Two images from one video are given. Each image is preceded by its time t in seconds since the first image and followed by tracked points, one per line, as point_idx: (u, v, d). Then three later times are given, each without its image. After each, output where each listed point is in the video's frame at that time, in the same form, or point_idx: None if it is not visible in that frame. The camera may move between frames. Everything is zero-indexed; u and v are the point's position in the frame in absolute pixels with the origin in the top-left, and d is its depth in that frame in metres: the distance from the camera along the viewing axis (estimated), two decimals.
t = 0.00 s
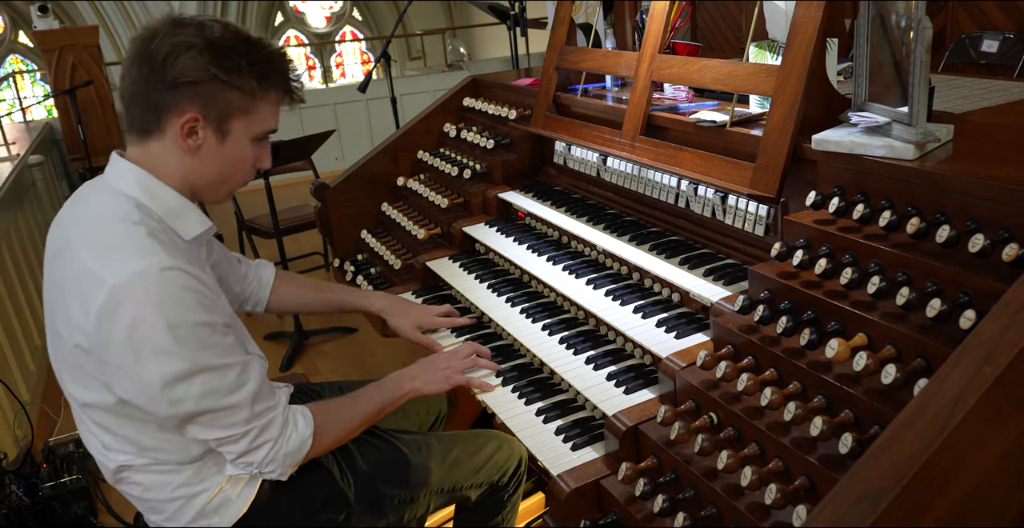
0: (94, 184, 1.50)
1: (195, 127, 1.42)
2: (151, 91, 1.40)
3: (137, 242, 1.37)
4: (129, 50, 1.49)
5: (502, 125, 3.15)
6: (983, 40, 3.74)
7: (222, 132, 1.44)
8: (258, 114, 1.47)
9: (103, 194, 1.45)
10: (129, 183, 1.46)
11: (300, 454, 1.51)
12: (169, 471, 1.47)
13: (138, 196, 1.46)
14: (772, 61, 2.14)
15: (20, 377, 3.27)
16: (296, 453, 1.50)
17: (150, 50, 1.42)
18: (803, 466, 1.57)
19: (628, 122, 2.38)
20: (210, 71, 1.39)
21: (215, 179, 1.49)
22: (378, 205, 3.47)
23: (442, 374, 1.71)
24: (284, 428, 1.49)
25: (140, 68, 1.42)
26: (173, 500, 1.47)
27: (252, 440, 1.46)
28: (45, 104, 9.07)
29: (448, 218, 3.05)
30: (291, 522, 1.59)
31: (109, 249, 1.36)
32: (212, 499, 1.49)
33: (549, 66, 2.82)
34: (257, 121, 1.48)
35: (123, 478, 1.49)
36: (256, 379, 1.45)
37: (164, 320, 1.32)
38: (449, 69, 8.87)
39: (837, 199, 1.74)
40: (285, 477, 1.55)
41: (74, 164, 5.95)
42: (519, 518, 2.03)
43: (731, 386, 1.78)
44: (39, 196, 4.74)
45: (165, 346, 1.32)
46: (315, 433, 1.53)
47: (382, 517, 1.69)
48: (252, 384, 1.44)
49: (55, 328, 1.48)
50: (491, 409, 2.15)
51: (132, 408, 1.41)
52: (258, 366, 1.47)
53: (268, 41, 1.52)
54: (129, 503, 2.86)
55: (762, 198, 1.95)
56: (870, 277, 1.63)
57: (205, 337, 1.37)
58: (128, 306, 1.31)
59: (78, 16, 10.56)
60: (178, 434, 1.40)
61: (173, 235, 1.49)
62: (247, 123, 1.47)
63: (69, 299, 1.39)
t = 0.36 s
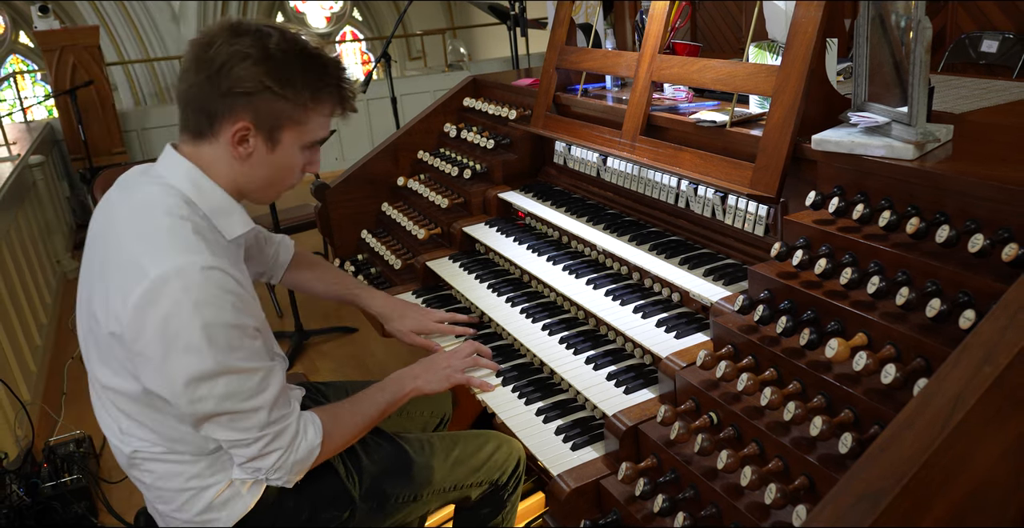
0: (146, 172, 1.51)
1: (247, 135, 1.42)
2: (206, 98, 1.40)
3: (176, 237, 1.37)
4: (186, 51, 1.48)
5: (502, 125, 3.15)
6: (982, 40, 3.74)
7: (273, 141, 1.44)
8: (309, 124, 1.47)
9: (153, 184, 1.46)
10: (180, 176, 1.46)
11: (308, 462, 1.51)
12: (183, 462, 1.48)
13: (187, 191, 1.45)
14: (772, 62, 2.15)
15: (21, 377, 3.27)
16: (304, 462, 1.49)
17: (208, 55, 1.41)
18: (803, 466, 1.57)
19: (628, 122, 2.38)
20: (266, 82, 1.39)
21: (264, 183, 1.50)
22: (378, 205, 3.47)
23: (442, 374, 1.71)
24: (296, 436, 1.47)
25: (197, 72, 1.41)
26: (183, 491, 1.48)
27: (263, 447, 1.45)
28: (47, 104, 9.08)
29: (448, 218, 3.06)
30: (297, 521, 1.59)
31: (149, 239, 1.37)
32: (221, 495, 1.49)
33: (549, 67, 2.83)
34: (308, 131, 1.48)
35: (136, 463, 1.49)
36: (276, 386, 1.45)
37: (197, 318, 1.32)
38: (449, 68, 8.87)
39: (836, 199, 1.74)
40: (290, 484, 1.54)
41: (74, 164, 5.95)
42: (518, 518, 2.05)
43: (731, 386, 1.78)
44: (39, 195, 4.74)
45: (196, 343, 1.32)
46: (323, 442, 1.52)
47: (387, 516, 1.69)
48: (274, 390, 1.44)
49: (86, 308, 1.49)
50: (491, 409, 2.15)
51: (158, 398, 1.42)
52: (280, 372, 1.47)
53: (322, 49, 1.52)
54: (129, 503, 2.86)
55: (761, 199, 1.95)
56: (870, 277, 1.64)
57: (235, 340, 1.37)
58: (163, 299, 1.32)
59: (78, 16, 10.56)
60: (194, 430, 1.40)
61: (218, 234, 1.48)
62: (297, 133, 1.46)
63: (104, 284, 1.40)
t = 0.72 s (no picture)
0: (202, 169, 1.55)
1: (303, 151, 1.46)
2: (269, 111, 1.43)
3: (221, 237, 1.39)
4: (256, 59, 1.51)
5: (502, 125, 3.15)
6: (982, 40, 3.75)
7: (327, 159, 1.47)
8: (365, 144, 1.49)
9: (207, 182, 1.49)
10: (233, 178, 1.51)
11: (313, 472, 1.50)
12: (196, 455, 1.48)
13: (238, 193, 1.50)
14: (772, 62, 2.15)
15: (22, 377, 3.27)
16: (309, 471, 1.49)
17: (276, 69, 1.44)
18: (802, 466, 1.57)
19: (628, 122, 2.39)
20: (329, 102, 1.42)
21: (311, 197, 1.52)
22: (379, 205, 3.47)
23: (442, 375, 1.70)
24: (304, 448, 1.46)
25: (264, 84, 1.44)
26: (193, 484, 1.48)
27: (273, 455, 1.44)
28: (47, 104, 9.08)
29: (448, 219, 3.06)
30: (302, 518, 1.60)
31: (194, 236, 1.39)
32: (228, 491, 1.50)
33: (549, 67, 2.83)
34: (363, 151, 1.50)
35: (150, 450, 1.50)
36: (297, 397, 1.45)
37: (233, 320, 1.33)
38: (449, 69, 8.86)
39: (836, 199, 1.74)
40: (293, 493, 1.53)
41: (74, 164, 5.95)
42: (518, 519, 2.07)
43: (731, 386, 1.78)
44: (40, 195, 4.74)
45: (228, 345, 1.33)
46: (329, 452, 1.51)
47: (389, 516, 1.71)
48: (293, 400, 1.44)
49: (121, 294, 1.51)
50: (491, 409, 2.16)
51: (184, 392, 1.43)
52: (302, 383, 1.48)
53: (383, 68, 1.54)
54: (130, 502, 2.86)
55: (761, 199, 1.96)
56: (870, 277, 1.64)
57: (265, 346, 1.38)
58: (201, 298, 1.33)
59: (78, 16, 10.56)
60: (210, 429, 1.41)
61: (261, 239, 1.51)
62: (350, 152, 1.48)
63: (143, 273, 1.42)
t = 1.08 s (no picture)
0: (238, 170, 1.57)
1: (341, 167, 1.48)
2: (311, 126, 1.45)
3: (245, 238, 1.40)
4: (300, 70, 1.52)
5: (502, 125, 3.16)
6: (981, 41, 3.75)
7: (365, 174, 1.50)
8: (401, 161, 1.51)
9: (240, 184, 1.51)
10: (267, 181, 1.53)
11: (317, 477, 1.49)
12: (204, 450, 1.49)
13: (270, 197, 1.52)
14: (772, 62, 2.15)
15: (23, 376, 3.27)
16: (312, 476, 1.48)
17: (320, 86, 1.45)
18: (802, 465, 1.57)
19: (628, 122, 2.39)
20: (371, 122, 1.43)
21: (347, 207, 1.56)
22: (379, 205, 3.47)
23: (442, 375, 1.71)
24: (309, 454, 1.46)
25: (308, 97, 1.45)
26: (199, 479, 1.49)
27: (278, 459, 1.43)
28: (49, 104, 9.09)
29: (448, 219, 3.06)
30: (306, 518, 1.61)
31: (218, 235, 1.40)
32: (233, 489, 1.50)
33: (549, 67, 2.83)
34: (398, 167, 1.52)
35: (159, 442, 1.51)
36: (307, 402, 1.44)
37: (250, 322, 1.34)
38: (449, 69, 8.87)
39: (836, 199, 1.74)
40: (294, 498, 1.52)
41: (75, 164, 5.96)
42: (519, 518, 2.06)
43: (731, 386, 1.79)
44: (41, 195, 4.74)
45: (244, 347, 1.33)
46: (331, 457, 1.51)
47: (390, 514, 1.73)
48: (304, 406, 1.43)
49: (142, 287, 1.52)
50: (491, 409, 2.16)
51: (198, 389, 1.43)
52: (314, 389, 1.47)
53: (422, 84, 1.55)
54: (130, 502, 2.87)
55: (761, 199, 1.96)
56: (869, 277, 1.64)
57: (281, 351, 1.38)
58: (220, 297, 1.34)
59: (79, 16, 10.57)
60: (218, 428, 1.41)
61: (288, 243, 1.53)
62: (387, 168, 1.51)
63: (166, 268, 1.43)
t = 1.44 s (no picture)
0: (243, 168, 1.58)
1: (339, 157, 1.48)
2: (305, 118, 1.45)
3: (246, 239, 1.42)
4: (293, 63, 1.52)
5: (503, 125, 3.16)
6: (981, 41, 3.75)
7: (364, 163, 1.50)
8: (399, 149, 1.51)
9: (244, 182, 1.52)
10: (271, 179, 1.53)
11: (316, 478, 1.49)
12: (206, 449, 1.50)
13: (274, 195, 1.52)
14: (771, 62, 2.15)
15: (23, 376, 3.27)
16: (312, 478, 1.48)
17: (310, 76, 1.44)
18: (802, 465, 1.57)
19: (628, 122, 2.39)
20: (363, 108, 1.43)
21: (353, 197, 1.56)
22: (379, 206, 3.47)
23: (442, 375, 1.72)
24: (308, 455, 1.46)
25: (301, 89, 1.45)
26: (200, 477, 1.50)
27: (277, 459, 1.43)
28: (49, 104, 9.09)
29: (448, 219, 3.06)
30: (307, 518, 1.61)
31: (220, 235, 1.41)
32: (234, 488, 1.51)
33: (549, 67, 2.83)
34: (396, 155, 1.52)
35: (162, 440, 1.52)
36: (307, 403, 1.45)
37: (249, 322, 1.35)
38: (449, 69, 8.87)
39: (836, 199, 1.75)
40: (294, 499, 1.52)
41: (75, 164, 5.96)
42: (518, 518, 2.06)
43: (731, 386, 1.79)
44: (41, 195, 4.74)
45: (242, 346, 1.35)
46: (331, 458, 1.51)
47: (391, 514, 1.73)
48: (303, 407, 1.44)
49: (146, 286, 1.54)
50: (491, 409, 2.16)
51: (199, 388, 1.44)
52: (314, 390, 1.48)
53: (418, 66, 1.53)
54: (131, 501, 2.87)
55: (761, 199, 1.97)
56: (869, 277, 1.65)
57: (279, 351, 1.39)
58: (219, 298, 1.35)
59: (79, 16, 10.57)
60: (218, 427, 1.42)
61: (291, 242, 1.53)
62: (386, 155, 1.50)
63: (169, 268, 1.45)
